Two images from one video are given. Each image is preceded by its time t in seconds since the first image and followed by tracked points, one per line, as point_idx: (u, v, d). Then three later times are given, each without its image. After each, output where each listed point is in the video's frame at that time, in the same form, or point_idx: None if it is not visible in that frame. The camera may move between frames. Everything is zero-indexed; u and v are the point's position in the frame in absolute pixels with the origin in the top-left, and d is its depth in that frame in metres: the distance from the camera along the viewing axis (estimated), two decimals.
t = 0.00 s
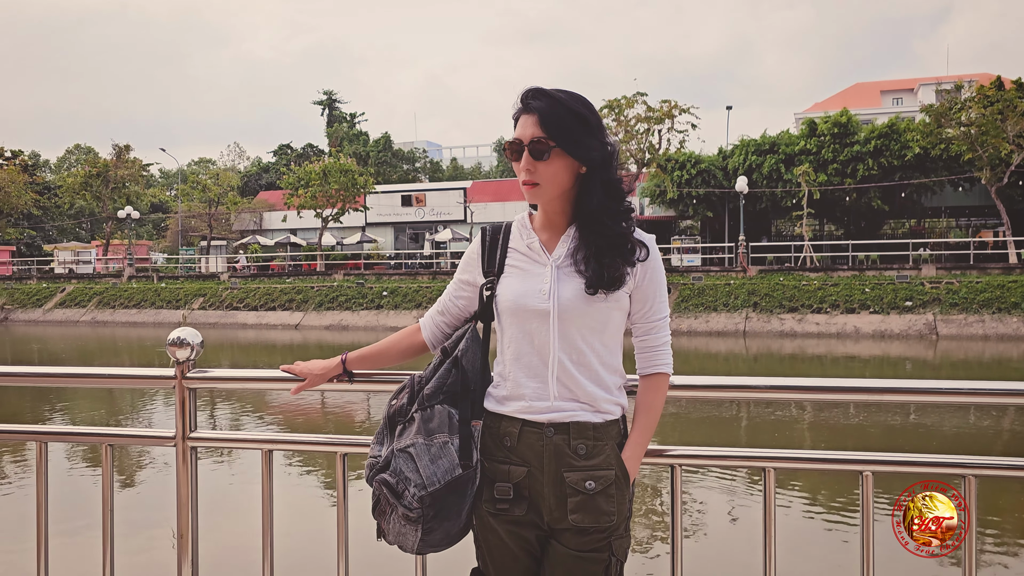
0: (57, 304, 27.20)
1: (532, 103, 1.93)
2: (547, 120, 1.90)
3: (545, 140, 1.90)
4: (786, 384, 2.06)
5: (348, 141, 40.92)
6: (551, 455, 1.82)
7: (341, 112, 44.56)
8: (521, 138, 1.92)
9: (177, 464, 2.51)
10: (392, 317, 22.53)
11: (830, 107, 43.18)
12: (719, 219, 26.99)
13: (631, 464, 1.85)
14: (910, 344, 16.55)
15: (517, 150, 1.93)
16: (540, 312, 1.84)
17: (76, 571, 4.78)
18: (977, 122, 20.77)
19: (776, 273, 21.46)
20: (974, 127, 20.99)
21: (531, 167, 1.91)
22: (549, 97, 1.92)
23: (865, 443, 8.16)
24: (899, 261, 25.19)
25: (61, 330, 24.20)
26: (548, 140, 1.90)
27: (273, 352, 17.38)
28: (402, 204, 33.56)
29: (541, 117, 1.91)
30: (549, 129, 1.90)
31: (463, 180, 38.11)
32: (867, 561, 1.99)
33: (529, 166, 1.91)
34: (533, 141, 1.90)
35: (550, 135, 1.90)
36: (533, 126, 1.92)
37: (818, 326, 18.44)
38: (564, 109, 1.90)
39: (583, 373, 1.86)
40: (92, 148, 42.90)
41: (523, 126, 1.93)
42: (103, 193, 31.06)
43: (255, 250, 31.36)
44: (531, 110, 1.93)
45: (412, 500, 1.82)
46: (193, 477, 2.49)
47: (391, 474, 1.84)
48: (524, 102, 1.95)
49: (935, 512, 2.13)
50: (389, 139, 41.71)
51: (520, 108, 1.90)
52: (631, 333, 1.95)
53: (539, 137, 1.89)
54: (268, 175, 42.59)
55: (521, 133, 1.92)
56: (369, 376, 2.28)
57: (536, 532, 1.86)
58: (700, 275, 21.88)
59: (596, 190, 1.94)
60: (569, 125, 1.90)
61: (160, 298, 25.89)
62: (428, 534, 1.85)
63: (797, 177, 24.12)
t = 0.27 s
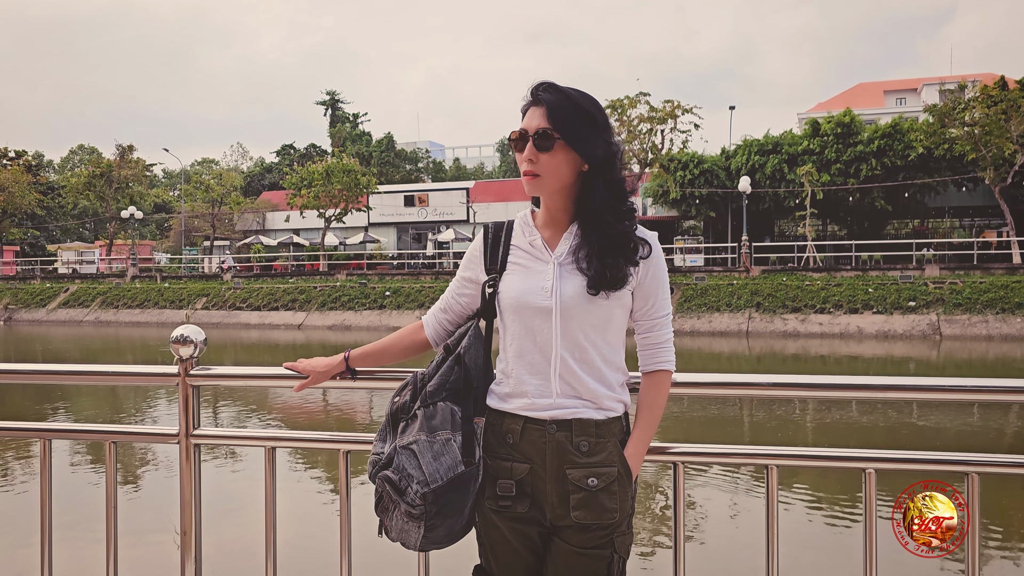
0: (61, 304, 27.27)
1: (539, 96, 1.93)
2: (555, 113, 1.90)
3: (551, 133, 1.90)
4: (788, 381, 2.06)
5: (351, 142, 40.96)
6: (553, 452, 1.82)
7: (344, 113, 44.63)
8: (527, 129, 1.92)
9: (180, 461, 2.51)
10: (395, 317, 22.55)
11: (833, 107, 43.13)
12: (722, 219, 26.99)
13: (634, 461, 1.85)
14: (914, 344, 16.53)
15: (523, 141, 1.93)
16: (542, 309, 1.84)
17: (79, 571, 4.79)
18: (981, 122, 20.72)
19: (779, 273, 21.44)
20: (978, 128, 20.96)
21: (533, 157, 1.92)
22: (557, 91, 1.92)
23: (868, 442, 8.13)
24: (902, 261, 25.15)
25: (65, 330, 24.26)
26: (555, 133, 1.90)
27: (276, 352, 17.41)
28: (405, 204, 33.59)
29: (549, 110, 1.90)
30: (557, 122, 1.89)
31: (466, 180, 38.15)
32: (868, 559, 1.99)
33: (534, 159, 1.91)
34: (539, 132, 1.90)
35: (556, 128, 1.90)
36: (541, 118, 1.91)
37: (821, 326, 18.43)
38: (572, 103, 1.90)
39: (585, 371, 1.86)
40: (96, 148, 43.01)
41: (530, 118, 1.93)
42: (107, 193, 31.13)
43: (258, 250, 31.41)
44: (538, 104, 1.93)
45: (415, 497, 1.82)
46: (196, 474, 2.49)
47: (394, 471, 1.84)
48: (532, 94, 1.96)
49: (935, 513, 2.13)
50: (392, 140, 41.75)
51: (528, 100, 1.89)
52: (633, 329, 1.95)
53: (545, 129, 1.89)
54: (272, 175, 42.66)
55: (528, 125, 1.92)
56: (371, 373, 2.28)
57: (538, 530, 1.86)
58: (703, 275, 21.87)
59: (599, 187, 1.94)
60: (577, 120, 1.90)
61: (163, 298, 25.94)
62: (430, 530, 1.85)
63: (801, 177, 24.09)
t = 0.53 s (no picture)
0: (64, 304, 27.31)
1: (549, 91, 1.93)
2: (563, 108, 1.90)
3: (558, 128, 1.90)
4: (789, 379, 2.06)
5: (353, 142, 41.01)
6: (553, 450, 1.82)
7: (346, 113, 44.66)
8: (534, 122, 1.93)
9: (182, 459, 2.51)
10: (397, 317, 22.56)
11: (836, 107, 43.08)
12: (724, 219, 26.97)
13: (635, 459, 1.85)
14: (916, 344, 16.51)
15: (529, 133, 1.93)
16: (543, 306, 1.85)
17: (82, 571, 4.80)
18: (984, 122, 20.67)
19: (781, 273, 21.44)
20: (980, 128, 20.93)
21: (538, 150, 1.92)
22: (568, 87, 1.92)
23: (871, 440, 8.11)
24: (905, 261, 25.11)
25: (67, 330, 24.31)
26: (561, 127, 1.91)
27: (278, 352, 17.42)
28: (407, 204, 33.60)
29: (557, 104, 1.91)
30: (564, 117, 1.90)
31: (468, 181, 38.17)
32: (868, 558, 1.99)
33: (539, 152, 1.92)
34: (546, 126, 1.90)
35: (563, 123, 1.91)
36: (548, 112, 1.92)
37: (824, 327, 18.42)
38: (581, 101, 1.91)
39: (586, 368, 1.86)
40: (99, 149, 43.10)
41: (537, 112, 1.94)
42: (109, 193, 31.17)
43: (260, 250, 31.45)
44: (547, 98, 1.94)
45: (416, 494, 1.82)
46: (198, 472, 2.50)
47: (395, 468, 1.84)
48: (541, 89, 1.96)
49: (935, 513, 2.13)
50: (394, 140, 41.78)
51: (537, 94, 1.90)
52: (633, 327, 1.95)
53: (552, 122, 1.90)
54: (274, 176, 42.71)
55: (535, 119, 1.93)
56: (373, 371, 2.28)
57: (539, 527, 1.86)
58: (705, 275, 21.85)
59: (602, 184, 1.94)
60: (584, 116, 1.91)
61: (166, 298, 25.98)
62: (431, 528, 1.86)
63: (803, 177, 24.06)
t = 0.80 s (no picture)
0: (66, 304, 27.33)
1: (558, 89, 1.94)
2: (571, 105, 1.91)
3: (565, 125, 1.90)
4: (791, 377, 2.06)
5: (355, 142, 41.04)
6: (555, 447, 1.82)
7: (347, 113, 44.67)
8: (541, 118, 1.93)
9: (185, 457, 2.51)
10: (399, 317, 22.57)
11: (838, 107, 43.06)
12: (726, 219, 26.98)
13: (637, 457, 1.85)
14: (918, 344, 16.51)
15: (535, 129, 1.93)
16: (545, 304, 1.85)
17: (85, 572, 4.80)
18: (985, 122, 20.62)
19: (783, 274, 21.43)
20: (981, 128, 20.91)
21: (542, 145, 1.92)
22: (578, 86, 1.93)
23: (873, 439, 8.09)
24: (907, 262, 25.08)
25: (69, 330, 24.34)
26: (567, 124, 1.91)
27: (279, 352, 17.43)
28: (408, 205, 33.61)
29: (566, 101, 1.91)
30: (572, 115, 1.90)
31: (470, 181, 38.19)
32: (870, 557, 1.99)
33: (545, 147, 1.92)
34: (554, 122, 1.90)
35: (571, 120, 1.91)
36: (556, 109, 1.93)
37: (826, 327, 18.40)
38: (589, 100, 1.91)
39: (588, 365, 1.86)
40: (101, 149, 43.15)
41: (546, 108, 1.94)
42: (111, 193, 31.18)
43: (262, 250, 31.46)
44: (556, 95, 1.94)
45: (418, 491, 1.82)
46: (200, 470, 2.50)
47: (397, 465, 1.84)
48: (550, 87, 1.96)
49: (935, 513, 2.13)
50: (395, 140, 41.81)
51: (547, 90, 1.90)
52: (636, 325, 1.95)
53: (559, 119, 1.90)
54: (276, 176, 42.73)
55: (542, 115, 1.93)
56: (375, 369, 2.28)
57: (541, 525, 1.86)
58: (706, 275, 21.85)
59: (606, 183, 1.94)
60: (591, 115, 1.91)
61: (168, 299, 26.00)
62: (433, 525, 1.86)
63: (805, 178, 24.04)
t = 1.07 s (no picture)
0: (67, 305, 27.33)
1: (564, 87, 1.94)
2: (576, 102, 1.91)
3: (570, 122, 1.91)
4: (792, 374, 2.06)
5: (356, 143, 41.06)
6: (557, 445, 1.82)
7: (348, 114, 44.69)
8: (546, 115, 1.93)
9: (187, 455, 2.52)
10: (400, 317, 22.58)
11: (838, 108, 43.08)
12: (727, 219, 26.99)
13: (638, 454, 1.85)
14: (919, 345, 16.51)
15: (540, 125, 1.93)
16: (547, 301, 1.85)
17: (88, 571, 4.81)
18: (986, 123, 20.61)
19: (784, 274, 21.44)
20: (982, 128, 20.91)
21: (546, 141, 1.92)
22: (584, 84, 1.93)
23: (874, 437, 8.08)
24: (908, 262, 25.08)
25: (71, 330, 24.35)
26: (573, 122, 1.91)
27: (280, 353, 17.43)
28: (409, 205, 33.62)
29: (572, 99, 1.92)
30: (577, 112, 1.91)
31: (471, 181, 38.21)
32: (871, 555, 1.99)
33: (549, 144, 1.92)
34: (558, 119, 1.90)
35: (576, 117, 1.91)
36: (562, 106, 1.93)
37: (827, 327, 18.40)
38: (595, 99, 1.92)
39: (590, 362, 1.86)
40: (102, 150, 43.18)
41: (552, 105, 1.94)
42: (112, 193, 31.18)
43: (263, 251, 31.46)
44: (563, 92, 1.94)
45: (420, 487, 1.83)
46: (203, 468, 2.50)
47: (399, 462, 1.84)
48: (557, 85, 1.97)
49: (935, 512, 2.13)
50: (396, 141, 41.83)
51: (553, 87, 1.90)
52: (638, 322, 1.94)
53: (565, 116, 1.90)
54: (277, 176, 42.76)
55: (547, 112, 1.94)
56: (377, 367, 2.29)
57: (542, 522, 1.86)
58: (707, 275, 21.85)
59: (609, 182, 1.95)
60: (597, 114, 1.92)
61: (169, 299, 26.01)
62: (435, 522, 1.86)
63: (806, 178, 24.04)
